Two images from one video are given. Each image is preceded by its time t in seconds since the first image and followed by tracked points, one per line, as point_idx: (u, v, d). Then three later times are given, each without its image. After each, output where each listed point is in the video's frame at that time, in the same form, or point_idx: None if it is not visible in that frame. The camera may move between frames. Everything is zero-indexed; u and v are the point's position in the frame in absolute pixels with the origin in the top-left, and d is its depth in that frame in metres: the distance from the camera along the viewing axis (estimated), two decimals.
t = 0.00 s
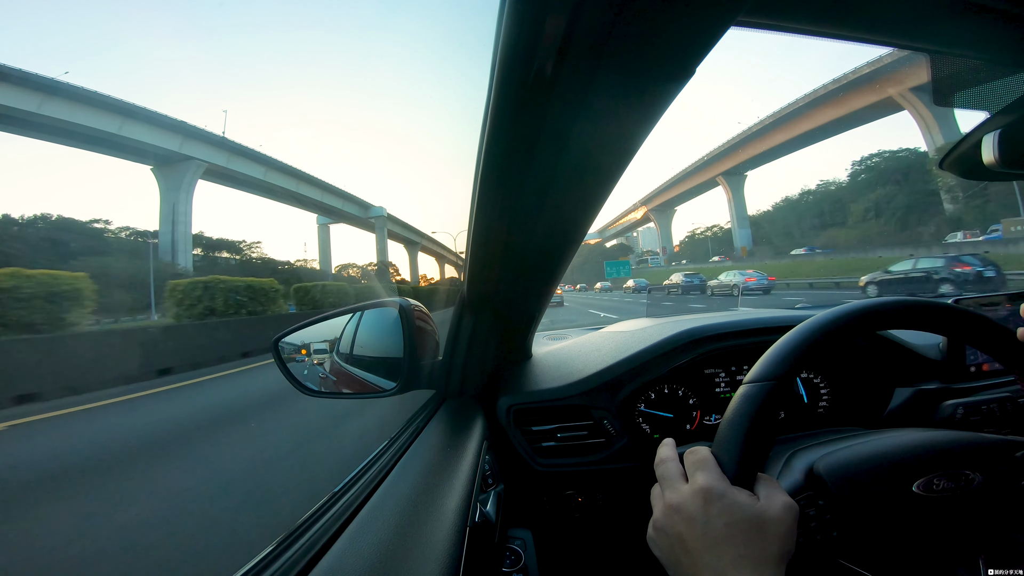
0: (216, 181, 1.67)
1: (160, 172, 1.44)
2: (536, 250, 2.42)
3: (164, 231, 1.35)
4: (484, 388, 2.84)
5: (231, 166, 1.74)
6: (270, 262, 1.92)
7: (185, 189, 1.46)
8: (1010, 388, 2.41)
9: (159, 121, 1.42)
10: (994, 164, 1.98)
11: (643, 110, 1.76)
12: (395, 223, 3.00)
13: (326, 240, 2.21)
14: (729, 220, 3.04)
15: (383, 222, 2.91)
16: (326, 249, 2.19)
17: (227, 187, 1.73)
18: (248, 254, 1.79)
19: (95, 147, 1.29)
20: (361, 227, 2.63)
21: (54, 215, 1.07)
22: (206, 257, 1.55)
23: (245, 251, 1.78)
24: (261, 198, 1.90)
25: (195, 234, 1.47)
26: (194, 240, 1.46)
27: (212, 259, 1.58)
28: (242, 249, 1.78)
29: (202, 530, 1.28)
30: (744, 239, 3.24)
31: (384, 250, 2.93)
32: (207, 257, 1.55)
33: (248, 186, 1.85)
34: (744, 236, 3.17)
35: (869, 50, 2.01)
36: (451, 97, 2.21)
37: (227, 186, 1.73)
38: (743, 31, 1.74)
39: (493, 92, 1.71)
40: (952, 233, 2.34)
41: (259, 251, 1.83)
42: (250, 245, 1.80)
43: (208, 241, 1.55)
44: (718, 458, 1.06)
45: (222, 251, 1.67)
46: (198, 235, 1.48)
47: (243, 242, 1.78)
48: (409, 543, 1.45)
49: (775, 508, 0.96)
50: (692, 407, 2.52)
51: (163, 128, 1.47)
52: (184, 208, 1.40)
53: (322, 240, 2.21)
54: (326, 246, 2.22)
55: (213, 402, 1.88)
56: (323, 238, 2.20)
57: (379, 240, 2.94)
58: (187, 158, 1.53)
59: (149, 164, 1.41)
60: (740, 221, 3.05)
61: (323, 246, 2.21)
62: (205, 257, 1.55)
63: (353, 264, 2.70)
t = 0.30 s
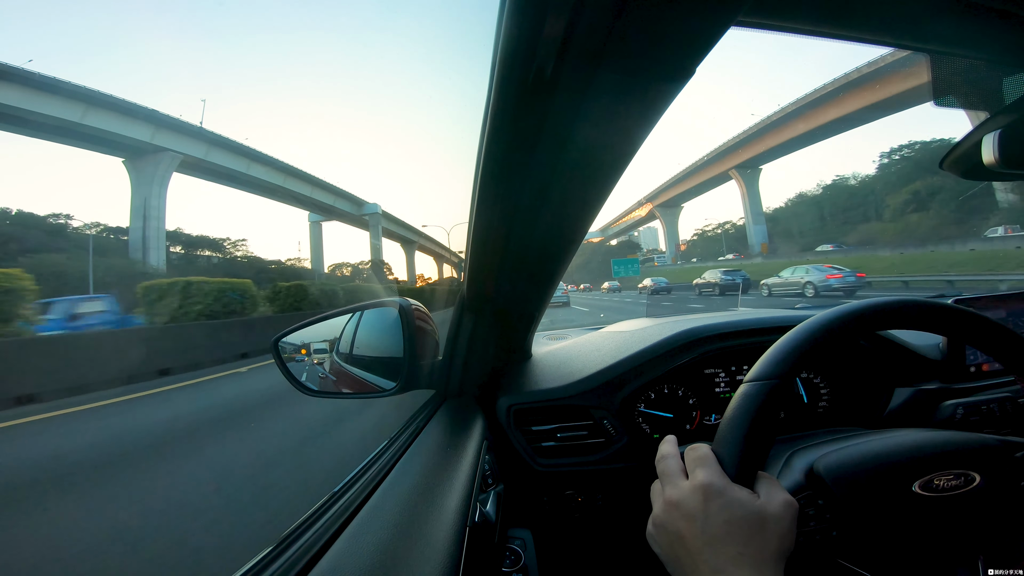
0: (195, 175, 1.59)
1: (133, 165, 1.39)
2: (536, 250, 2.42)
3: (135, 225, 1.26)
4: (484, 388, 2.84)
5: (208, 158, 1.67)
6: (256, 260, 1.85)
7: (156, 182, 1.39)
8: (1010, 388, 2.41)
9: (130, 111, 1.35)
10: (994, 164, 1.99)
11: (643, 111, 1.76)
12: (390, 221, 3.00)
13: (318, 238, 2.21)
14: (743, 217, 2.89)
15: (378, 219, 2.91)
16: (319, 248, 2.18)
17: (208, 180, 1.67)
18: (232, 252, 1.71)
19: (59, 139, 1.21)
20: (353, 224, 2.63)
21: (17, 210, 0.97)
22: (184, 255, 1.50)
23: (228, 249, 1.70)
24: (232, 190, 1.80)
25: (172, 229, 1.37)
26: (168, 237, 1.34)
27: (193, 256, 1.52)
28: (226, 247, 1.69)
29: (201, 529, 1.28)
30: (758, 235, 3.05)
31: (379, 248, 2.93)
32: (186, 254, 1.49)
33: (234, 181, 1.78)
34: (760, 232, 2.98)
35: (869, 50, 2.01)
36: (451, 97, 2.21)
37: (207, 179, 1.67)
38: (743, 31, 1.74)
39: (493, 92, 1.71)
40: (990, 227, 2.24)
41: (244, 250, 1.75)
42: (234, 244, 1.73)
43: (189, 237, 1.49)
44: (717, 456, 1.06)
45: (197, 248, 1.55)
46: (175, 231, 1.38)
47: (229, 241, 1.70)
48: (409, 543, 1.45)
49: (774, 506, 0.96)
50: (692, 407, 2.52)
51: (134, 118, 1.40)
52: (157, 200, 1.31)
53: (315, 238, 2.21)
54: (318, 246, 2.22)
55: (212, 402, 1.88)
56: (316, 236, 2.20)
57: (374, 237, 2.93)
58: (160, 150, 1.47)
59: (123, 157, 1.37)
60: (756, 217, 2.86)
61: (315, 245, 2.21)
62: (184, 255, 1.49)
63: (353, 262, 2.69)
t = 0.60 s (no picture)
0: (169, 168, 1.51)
1: (101, 157, 1.34)
2: (536, 250, 2.42)
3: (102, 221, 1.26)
4: (484, 388, 2.84)
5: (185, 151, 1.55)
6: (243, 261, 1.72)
7: (126, 174, 1.36)
8: (1010, 389, 2.41)
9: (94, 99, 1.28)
10: (994, 164, 1.98)
11: (644, 111, 1.76)
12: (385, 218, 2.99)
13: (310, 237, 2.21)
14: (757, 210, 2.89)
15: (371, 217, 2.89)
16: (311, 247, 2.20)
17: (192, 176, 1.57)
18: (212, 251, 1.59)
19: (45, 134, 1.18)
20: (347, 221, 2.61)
21: None
22: (161, 252, 1.43)
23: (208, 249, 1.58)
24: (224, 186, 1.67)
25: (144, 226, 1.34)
26: (137, 235, 1.32)
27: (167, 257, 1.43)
28: (208, 245, 1.57)
29: (200, 530, 1.28)
30: (776, 234, 3.16)
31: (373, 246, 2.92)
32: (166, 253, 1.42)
33: (233, 181, 1.71)
34: (774, 230, 3.07)
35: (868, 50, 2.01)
36: (450, 97, 2.21)
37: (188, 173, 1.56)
38: (743, 31, 1.74)
39: (493, 92, 1.71)
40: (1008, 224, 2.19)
41: (228, 247, 1.63)
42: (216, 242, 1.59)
43: (168, 234, 1.42)
44: (718, 457, 1.06)
45: (174, 247, 1.45)
46: (150, 227, 1.36)
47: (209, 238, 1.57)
48: (408, 544, 1.45)
49: (775, 507, 0.96)
50: (692, 407, 2.52)
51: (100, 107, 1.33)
52: (124, 196, 1.30)
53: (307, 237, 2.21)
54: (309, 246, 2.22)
55: (212, 402, 1.88)
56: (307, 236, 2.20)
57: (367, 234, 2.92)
58: (130, 140, 1.40)
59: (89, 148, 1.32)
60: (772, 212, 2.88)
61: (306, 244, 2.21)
62: (162, 252, 1.42)
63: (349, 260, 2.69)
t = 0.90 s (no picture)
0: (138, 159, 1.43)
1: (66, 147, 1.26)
2: (536, 250, 2.42)
3: (62, 214, 1.14)
4: (484, 388, 2.84)
5: (160, 142, 1.47)
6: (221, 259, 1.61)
7: (90, 166, 1.26)
8: (1010, 389, 2.41)
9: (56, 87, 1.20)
10: (994, 164, 1.98)
11: (643, 111, 1.76)
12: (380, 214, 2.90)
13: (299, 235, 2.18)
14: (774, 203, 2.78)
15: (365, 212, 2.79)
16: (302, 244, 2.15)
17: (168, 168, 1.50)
18: (189, 249, 1.46)
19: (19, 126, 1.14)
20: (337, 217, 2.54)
21: None
22: (134, 249, 1.31)
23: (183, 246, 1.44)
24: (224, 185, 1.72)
25: (112, 221, 1.22)
26: (102, 230, 1.20)
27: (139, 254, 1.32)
28: (187, 243, 1.45)
29: (200, 529, 1.28)
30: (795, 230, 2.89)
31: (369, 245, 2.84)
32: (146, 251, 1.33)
33: (234, 181, 1.77)
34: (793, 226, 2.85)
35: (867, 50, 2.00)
36: (450, 98, 2.22)
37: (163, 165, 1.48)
38: (743, 31, 1.74)
39: (493, 93, 1.71)
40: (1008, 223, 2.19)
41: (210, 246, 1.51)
42: (198, 239, 1.47)
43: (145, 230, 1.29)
44: (718, 458, 1.06)
45: (152, 244, 1.31)
46: (118, 222, 1.23)
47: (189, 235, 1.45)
48: (408, 545, 1.45)
49: (775, 508, 0.96)
50: (692, 407, 2.52)
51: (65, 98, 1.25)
52: (88, 187, 1.16)
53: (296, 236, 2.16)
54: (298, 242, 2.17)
55: (212, 402, 1.88)
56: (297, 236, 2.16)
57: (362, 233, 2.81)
58: (95, 130, 1.33)
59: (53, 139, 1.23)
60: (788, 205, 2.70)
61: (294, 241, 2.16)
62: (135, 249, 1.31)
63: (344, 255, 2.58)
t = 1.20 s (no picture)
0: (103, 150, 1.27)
1: (29, 137, 1.10)
2: (536, 250, 2.42)
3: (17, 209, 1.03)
4: (484, 389, 2.84)
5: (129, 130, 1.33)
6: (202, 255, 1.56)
7: (49, 158, 1.11)
8: (1010, 389, 2.41)
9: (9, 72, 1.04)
10: (994, 163, 1.98)
11: (643, 111, 1.76)
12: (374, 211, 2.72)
13: (290, 233, 2.02)
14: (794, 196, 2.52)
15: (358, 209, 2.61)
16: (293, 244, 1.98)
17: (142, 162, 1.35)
18: (166, 247, 1.42)
19: None
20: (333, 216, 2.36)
21: None
22: (109, 247, 1.27)
23: (156, 243, 1.40)
24: (218, 182, 1.57)
25: (78, 217, 1.19)
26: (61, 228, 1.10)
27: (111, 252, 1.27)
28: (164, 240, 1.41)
29: (200, 530, 1.28)
30: (817, 225, 2.63)
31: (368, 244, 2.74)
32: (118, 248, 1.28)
33: (234, 181, 1.64)
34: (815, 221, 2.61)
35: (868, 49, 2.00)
36: (450, 98, 2.22)
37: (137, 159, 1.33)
38: (743, 32, 1.74)
39: (493, 93, 1.71)
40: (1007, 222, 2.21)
41: (190, 242, 1.49)
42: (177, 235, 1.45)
43: (118, 227, 1.26)
44: (718, 458, 1.06)
45: (122, 242, 1.28)
46: (88, 218, 1.21)
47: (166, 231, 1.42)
48: (408, 545, 1.45)
49: (775, 509, 0.96)
50: (692, 407, 2.52)
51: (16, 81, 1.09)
52: (46, 178, 1.08)
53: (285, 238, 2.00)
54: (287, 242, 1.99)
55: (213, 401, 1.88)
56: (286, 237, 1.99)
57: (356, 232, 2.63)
58: (57, 118, 1.17)
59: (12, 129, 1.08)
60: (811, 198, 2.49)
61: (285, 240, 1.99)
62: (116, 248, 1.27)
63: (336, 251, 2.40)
